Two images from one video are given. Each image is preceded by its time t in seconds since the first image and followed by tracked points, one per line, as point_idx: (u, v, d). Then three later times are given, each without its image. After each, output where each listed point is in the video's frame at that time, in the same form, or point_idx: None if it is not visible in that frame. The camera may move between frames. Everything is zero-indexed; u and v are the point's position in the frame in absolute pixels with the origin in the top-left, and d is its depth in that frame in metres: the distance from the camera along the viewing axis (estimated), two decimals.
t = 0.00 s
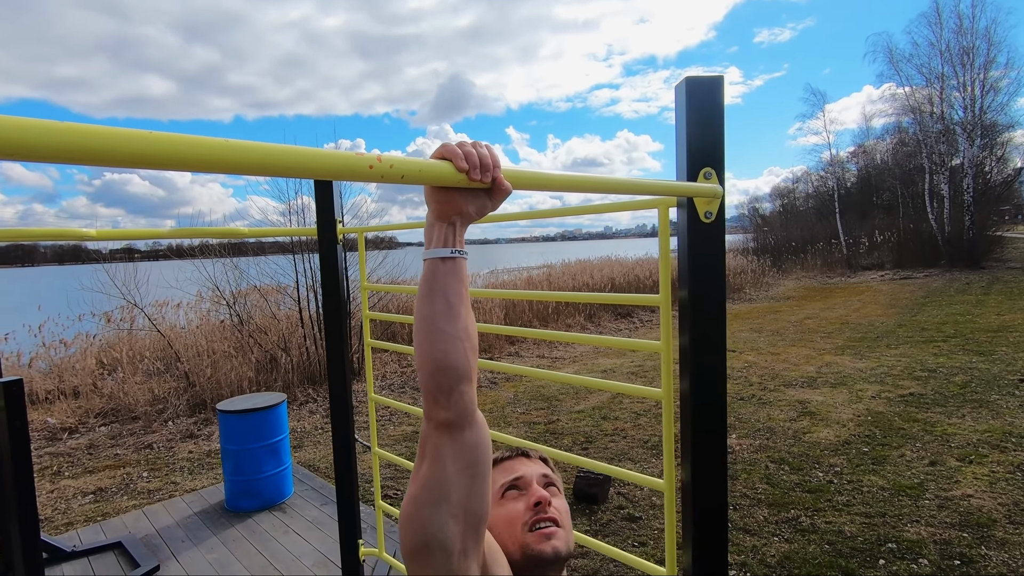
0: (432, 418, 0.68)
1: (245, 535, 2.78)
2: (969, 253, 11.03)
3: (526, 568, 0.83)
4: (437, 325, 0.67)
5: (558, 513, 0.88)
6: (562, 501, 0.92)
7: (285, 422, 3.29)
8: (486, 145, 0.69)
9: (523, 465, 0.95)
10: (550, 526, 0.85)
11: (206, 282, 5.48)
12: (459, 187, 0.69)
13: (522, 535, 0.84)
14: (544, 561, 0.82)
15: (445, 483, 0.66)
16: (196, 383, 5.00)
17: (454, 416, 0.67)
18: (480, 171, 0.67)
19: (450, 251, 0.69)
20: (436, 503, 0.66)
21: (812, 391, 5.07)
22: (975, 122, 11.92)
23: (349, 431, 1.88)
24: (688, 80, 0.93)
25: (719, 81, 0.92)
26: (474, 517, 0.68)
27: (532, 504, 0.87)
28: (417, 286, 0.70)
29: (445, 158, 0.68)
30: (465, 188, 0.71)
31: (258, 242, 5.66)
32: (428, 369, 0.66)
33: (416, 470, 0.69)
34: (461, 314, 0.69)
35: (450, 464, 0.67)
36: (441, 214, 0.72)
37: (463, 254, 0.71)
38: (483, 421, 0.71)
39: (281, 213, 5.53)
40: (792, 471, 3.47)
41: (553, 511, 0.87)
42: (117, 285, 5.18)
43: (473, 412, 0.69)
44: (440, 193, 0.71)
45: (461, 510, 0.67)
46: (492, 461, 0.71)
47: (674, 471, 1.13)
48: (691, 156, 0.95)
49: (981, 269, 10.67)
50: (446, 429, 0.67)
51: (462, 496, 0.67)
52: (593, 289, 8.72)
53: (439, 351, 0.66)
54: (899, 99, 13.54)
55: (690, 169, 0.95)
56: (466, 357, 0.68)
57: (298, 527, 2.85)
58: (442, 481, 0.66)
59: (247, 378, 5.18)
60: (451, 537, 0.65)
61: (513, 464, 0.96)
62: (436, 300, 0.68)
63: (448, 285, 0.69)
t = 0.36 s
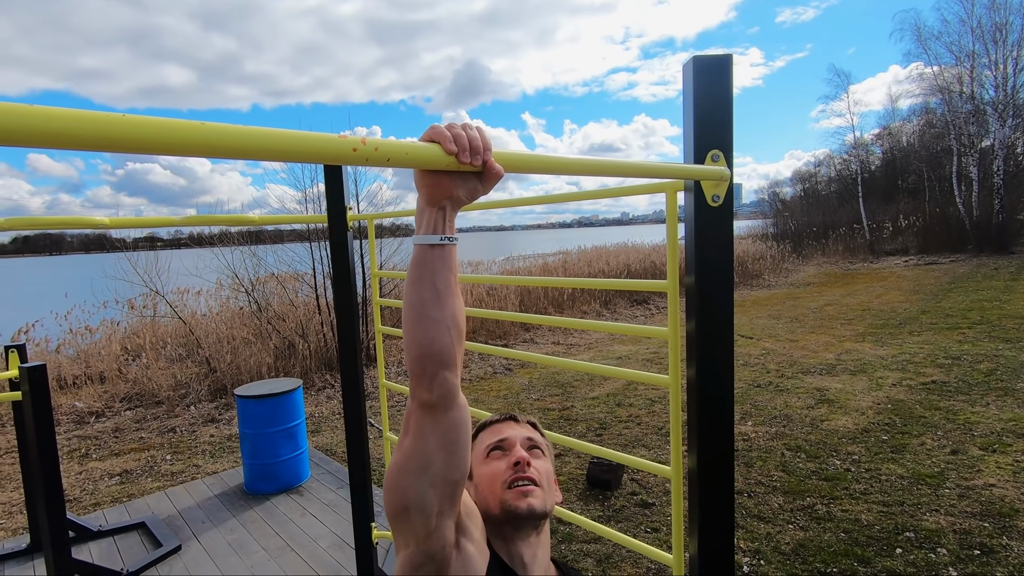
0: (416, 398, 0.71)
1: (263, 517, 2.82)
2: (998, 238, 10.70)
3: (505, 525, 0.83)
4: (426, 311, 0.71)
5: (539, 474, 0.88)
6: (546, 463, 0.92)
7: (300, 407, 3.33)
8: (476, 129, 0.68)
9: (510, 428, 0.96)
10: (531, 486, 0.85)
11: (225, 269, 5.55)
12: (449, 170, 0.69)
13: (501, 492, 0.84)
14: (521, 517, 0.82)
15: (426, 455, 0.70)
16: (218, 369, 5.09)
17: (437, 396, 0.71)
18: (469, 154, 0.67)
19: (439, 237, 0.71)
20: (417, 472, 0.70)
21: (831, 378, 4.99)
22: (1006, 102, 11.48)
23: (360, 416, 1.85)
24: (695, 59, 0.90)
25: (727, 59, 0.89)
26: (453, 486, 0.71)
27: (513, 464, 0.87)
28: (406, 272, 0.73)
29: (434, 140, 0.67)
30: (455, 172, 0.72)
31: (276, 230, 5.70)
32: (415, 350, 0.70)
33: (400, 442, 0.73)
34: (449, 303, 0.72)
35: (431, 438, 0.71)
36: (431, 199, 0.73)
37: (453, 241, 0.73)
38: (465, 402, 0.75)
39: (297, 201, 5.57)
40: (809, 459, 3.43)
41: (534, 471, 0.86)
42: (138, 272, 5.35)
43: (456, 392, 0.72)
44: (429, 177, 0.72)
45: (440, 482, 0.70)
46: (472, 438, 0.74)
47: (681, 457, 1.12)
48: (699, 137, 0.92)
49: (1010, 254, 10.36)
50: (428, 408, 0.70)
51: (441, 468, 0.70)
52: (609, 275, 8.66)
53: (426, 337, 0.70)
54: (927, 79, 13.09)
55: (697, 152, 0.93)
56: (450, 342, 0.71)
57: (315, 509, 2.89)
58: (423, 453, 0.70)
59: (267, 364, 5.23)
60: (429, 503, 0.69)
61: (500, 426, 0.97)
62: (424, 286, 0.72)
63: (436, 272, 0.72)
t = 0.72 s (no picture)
0: (416, 379, 0.71)
1: (282, 491, 2.88)
2: None
3: (502, 508, 0.82)
4: (430, 294, 0.70)
5: (538, 459, 0.87)
6: (547, 448, 0.91)
7: (321, 386, 3.38)
8: (488, 111, 0.67)
9: (511, 412, 0.95)
10: (527, 470, 0.84)
11: (253, 248, 5.65)
12: (458, 153, 0.67)
13: (499, 476, 0.83)
14: (516, 500, 0.81)
15: (423, 436, 0.70)
16: (244, 345, 5.20)
17: (436, 381, 0.70)
18: (478, 137, 0.65)
19: (445, 223, 0.71)
20: (413, 452, 0.70)
21: (858, 381, 4.87)
22: None
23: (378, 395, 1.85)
24: (725, 46, 0.87)
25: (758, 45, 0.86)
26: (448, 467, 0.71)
27: (511, 449, 0.86)
28: (412, 254, 0.72)
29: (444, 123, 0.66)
30: (464, 156, 0.70)
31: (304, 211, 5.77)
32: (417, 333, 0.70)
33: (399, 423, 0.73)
34: (452, 288, 0.72)
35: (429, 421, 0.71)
36: (439, 182, 0.72)
37: (460, 227, 0.72)
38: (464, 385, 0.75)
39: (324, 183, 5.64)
40: (831, 461, 3.36)
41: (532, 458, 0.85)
42: (171, 248, 5.48)
43: (455, 376, 0.72)
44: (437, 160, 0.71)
45: (436, 464, 0.71)
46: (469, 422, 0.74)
47: (694, 455, 1.10)
48: (726, 127, 0.89)
49: None
50: (427, 391, 0.70)
51: (437, 449, 0.70)
52: (633, 267, 8.56)
53: (428, 321, 0.70)
54: (977, 74, 12.52)
55: (723, 142, 0.90)
56: (451, 326, 0.71)
57: (332, 486, 2.94)
58: (421, 434, 0.70)
59: (291, 342, 5.30)
60: (424, 482, 0.70)
61: (502, 409, 0.95)
62: (428, 270, 0.71)
63: (442, 255, 0.72)
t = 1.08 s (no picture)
0: (429, 386, 0.71)
1: (297, 471, 2.93)
2: None
3: None
4: (432, 289, 0.69)
5: (582, 526, 0.86)
6: (596, 515, 0.90)
7: (338, 369, 3.40)
8: (493, 99, 0.66)
9: (555, 475, 0.95)
10: (573, 539, 0.83)
11: (278, 232, 5.72)
12: (464, 143, 0.67)
13: (543, 545, 0.84)
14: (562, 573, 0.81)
15: (442, 450, 0.69)
16: (267, 326, 5.29)
17: (446, 385, 0.69)
18: (483, 127, 0.65)
19: (447, 210, 0.70)
20: (432, 470, 0.69)
21: (883, 386, 4.75)
22: None
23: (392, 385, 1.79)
24: (752, 36, 0.84)
25: (786, 36, 0.82)
26: (471, 493, 0.69)
27: (555, 516, 0.86)
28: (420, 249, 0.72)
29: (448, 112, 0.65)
30: (469, 145, 0.71)
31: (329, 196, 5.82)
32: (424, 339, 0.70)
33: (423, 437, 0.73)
34: (456, 283, 0.70)
35: (445, 432, 0.69)
36: (442, 171, 0.72)
37: (464, 216, 0.72)
38: (484, 395, 0.72)
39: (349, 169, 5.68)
40: (850, 467, 3.28)
41: (576, 525, 0.85)
42: (199, 230, 5.57)
43: (469, 383, 0.70)
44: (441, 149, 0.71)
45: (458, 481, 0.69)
46: (492, 435, 0.71)
47: (704, 456, 1.08)
48: (749, 121, 0.86)
49: None
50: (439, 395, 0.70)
51: (457, 466, 0.69)
52: (656, 262, 8.46)
53: (431, 320, 0.68)
54: None
55: (747, 136, 0.87)
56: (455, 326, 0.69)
57: (346, 469, 2.97)
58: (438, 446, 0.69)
59: (312, 325, 5.38)
60: (446, 498, 0.69)
61: (544, 473, 0.96)
62: (433, 266, 0.70)
63: (444, 249, 0.71)
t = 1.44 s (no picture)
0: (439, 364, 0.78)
1: (313, 455, 2.99)
2: None
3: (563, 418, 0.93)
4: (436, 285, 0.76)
5: (596, 374, 0.96)
6: (611, 366, 0.98)
7: (356, 356, 3.44)
8: (507, 101, 0.67)
9: (576, 333, 1.03)
10: (586, 385, 0.93)
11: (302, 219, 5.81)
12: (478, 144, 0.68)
13: (560, 390, 0.95)
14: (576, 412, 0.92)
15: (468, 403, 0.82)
16: (289, 311, 5.38)
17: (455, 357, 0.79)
18: (496, 128, 0.66)
19: (462, 211, 0.77)
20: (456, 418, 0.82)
21: (906, 395, 4.65)
22: None
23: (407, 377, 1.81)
24: (777, 40, 0.83)
25: (811, 41, 0.81)
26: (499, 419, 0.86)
27: (571, 367, 0.96)
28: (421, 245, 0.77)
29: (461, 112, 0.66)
30: (483, 147, 0.74)
31: (353, 185, 5.89)
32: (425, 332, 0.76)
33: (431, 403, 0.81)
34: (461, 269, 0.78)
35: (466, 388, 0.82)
36: (458, 173, 0.77)
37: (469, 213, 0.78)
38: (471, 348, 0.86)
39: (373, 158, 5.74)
40: (868, 476, 3.23)
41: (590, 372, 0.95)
42: (226, 214, 5.78)
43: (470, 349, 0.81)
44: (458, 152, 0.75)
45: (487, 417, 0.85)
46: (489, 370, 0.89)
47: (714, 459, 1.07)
48: (770, 127, 0.85)
49: None
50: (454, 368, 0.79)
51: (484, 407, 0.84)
52: (677, 261, 8.37)
53: (445, 310, 0.76)
54: None
55: (767, 142, 0.86)
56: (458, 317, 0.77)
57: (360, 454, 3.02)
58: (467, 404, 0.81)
59: (332, 312, 5.45)
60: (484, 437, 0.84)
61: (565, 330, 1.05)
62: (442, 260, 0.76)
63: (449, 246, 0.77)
